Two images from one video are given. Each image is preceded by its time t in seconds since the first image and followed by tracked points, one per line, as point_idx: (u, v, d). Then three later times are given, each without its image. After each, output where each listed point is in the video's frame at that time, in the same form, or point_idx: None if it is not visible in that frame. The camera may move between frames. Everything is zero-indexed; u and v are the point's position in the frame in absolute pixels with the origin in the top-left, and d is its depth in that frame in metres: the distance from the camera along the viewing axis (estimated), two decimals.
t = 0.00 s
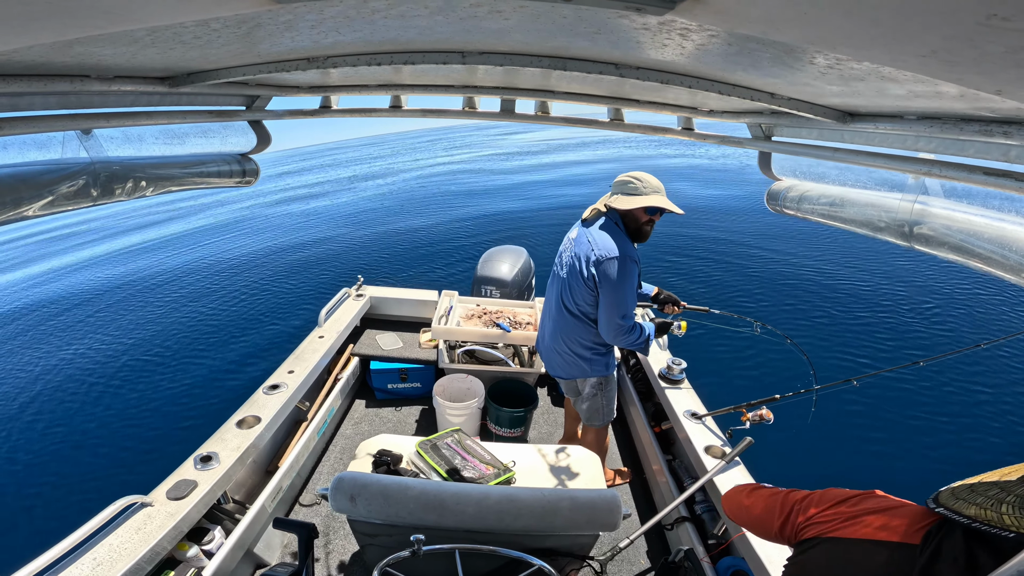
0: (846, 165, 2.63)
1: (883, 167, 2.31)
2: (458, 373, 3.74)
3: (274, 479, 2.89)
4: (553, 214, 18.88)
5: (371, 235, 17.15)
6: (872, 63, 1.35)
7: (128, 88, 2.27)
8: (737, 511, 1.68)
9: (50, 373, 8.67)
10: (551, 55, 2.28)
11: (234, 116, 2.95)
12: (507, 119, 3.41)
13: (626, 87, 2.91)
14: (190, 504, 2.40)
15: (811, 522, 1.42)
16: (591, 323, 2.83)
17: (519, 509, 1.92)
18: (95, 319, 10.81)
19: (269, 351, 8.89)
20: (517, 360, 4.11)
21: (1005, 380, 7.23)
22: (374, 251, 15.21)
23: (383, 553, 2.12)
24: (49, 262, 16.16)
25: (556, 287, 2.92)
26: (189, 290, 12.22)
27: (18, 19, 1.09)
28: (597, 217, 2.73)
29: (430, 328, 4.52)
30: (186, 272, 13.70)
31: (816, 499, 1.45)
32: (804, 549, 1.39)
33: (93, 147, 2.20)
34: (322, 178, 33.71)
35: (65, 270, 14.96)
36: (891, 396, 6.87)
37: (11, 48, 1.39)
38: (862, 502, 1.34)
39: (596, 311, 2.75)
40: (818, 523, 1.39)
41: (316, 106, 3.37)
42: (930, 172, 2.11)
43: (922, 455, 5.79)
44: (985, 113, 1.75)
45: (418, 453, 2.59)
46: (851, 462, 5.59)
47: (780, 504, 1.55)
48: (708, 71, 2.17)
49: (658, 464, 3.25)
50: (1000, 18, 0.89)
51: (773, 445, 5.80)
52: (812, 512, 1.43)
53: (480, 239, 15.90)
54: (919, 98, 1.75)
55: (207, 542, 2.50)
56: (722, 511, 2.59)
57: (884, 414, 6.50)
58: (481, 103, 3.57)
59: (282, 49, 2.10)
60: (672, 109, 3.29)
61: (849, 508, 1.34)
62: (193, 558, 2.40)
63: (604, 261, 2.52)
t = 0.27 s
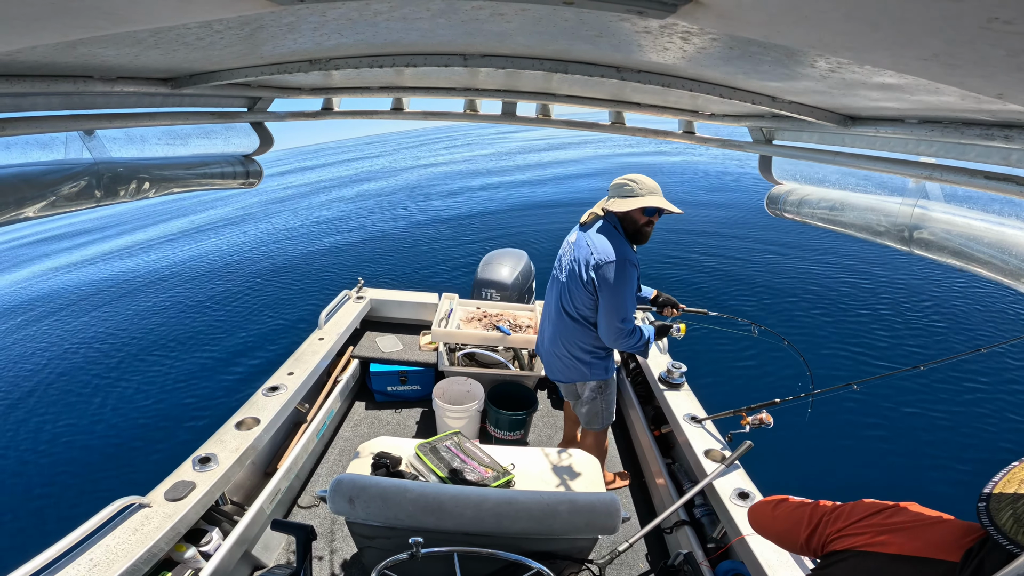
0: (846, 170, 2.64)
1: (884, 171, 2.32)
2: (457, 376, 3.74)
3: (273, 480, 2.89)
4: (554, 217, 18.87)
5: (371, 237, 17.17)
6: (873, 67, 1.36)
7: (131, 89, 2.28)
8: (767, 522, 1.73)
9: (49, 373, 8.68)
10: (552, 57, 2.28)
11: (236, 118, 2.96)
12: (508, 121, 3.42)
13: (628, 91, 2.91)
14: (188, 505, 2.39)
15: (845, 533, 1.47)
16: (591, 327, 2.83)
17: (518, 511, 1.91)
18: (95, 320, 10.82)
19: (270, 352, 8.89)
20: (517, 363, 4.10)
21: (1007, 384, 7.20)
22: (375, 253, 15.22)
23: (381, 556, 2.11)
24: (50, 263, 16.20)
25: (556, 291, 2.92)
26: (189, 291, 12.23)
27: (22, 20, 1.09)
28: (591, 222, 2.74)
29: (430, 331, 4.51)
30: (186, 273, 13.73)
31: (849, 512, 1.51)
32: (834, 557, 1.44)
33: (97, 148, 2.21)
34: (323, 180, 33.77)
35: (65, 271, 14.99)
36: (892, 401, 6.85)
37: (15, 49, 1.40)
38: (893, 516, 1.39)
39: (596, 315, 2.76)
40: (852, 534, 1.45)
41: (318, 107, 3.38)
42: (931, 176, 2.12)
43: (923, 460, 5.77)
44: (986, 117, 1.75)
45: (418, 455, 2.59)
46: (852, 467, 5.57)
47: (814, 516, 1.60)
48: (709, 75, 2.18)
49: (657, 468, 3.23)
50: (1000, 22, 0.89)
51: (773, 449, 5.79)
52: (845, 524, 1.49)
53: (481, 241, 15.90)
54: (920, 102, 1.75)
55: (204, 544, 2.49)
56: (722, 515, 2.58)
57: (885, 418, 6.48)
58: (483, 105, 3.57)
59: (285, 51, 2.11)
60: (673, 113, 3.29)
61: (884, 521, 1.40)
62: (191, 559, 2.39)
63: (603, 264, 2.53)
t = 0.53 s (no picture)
0: (847, 170, 2.63)
1: (885, 171, 2.31)
2: (458, 376, 3.73)
3: (274, 480, 2.89)
4: (555, 217, 18.86)
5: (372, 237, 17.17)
6: (875, 67, 1.36)
7: (132, 89, 2.29)
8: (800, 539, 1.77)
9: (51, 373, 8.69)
10: (553, 57, 2.28)
11: (237, 118, 2.97)
12: (509, 121, 3.42)
13: (628, 91, 2.91)
14: (189, 505, 2.40)
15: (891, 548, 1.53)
16: (594, 327, 2.83)
17: (519, 512, 1.91)
18: (96, 320, 10.83)
19: (271, 352, 8.89)
20: (518, 363, 4.10)
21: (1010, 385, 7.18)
22: (376, 253, 15.23)
23: (382, 556, 2.11)
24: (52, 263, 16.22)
25: (558, 291, 2.92)
26: (191, 291, 12.25)
27: (24, 20, 1.09)
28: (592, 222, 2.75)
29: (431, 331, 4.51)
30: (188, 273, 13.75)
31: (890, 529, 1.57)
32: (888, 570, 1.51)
33: (98, 149, 2.22)
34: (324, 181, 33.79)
35: (66, 271, 15.00)
36: (894, 401, 6.84)
37: (17, 49, 1.40)
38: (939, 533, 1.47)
39: (599, 315, 2.75)
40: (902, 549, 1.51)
41: (319, 108, 3.38)
42: (932, 176, 2.10)
43: (924, 461, 5.76)
44: (987, 117, 1.75)
45: (419, 455, 2.59)
46: (854, 467, 5.56)
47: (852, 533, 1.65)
48: (710, 75, 2.18)
49: (658, 468, 3.23)
50: (1003, 22, 0.89)
51: (774, 449, 5.78)
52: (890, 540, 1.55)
53: (482, 241, 15.90)
54: (923, 102, 1.74)
55: (205, 544, 2.49)
56: (722, 516, 2.57)
57: (887, 419, 6.47)
58: (483, 105, 3.57)
59: (285, 52, 2.11)
60: (674, 113, 3.29)
61: (933, 537, 1.47)
62: (192, 559, 2.40)
63: (606, 264, 2.53)
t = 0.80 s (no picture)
0: (848, 168, 2.63)
1: (887, 167, 2.30)
2: (460, 375, 3.74)
3: (276, 479, 2.90)
4: (556, 215, 18.85)
5: (373, 236, 17.18)
6: (876, 65, 1.35)
7: (132, 89, 2.29)
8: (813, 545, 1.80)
9: (54, 373, 8.72)
10: (554, 55, 2.28)
11: (237, 118, 2.97)
12: (510, 120, 3.42)
13: (629, 88, 2.90)
14: (192, 504, 2.40)
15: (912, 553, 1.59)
16: (598, 324, 2.83)
17: (520, 510, 1.91)
18: (98, 319, 10.85)
19: (273, 351, 8.91)
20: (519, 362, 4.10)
21: (1012, 382, 7.17)
22: (377, 252, 15.24)
23: (384, 554, 2.11)
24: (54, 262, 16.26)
25: (562, 289, 2.92)
26: (192, 290, 12.26)
27: (24, 20, 1.09)
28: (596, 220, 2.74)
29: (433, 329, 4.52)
30: (189, 272, 13.77)
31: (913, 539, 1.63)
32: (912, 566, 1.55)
33: (99, 148, 2.22)
34: (325, 179, 33.78)
35: (67, 270, 15.03)
36: (896, 399, 6.83)
37: (20, 50, 1.40)
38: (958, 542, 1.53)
39: (603, 312, 2.75)
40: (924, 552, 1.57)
41: (319, 106, 3.38)
42: (934, 173, 2.09)
43: (926, 458, 5.76)
44: (990, 114, 1.75)
45: (420, 454, 2.59)
46: (856, 465, 5.56)
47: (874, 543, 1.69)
48: (711, 73, 2.17)
49: (659, 466, 3.23)
50: (1003, 20, 0.89)
51: (776, 447, 5.78)
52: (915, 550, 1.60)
53: (483, 240, 15.89)
54: (924, 100, 1.74)
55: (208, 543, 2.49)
56: (724, 513, 2.58)
57: (889, 416, 6.46)
58: (484, 104, 3.57)
59: (286, 51, 2.11)
60: (675, 110, 3.28)
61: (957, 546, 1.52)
62: (195, 558, 2.40)
63: (611, 260, 2.53)
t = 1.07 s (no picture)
0: (848, 162, 2.61)
1: (887, 162, 2.29)
2: (461, 371, 3.74)
3: (279, 477, 2.91)
4: (557, 212, 18.83)
5: (374, 233, 17.18)
6: (877, 60, 1.34)
7: (131, 88, 2.29)
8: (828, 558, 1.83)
9: (57, 372, 8.74)
10: (553, 52, 2.28)
11: (236, 116, 2.97)
12: (509, 116, 3.41)
13: (628, 84, 2.90)
14: (196, 502, 2.41)
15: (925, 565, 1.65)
16: (604, 319, 2.83)
17: (523, 507, 1.92)
18: (100, 318, 10.87)
19: (275, 349, 8.93)
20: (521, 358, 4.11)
21: (1013, 377, 7.18)
22: (378, 249, 15.25)
23: (387, 551, 2.12)
24: (55, 262, 16.27)
25: (567, 284, 2.91)
26: (194, 288, 12.28)
27: (22, 20, 1.09)
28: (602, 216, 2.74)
29: (434, 326, 4.52)
30: (190, 270, 13.78)
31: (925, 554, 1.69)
32: None
33: (99, 147, 2.22)
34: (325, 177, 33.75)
35: (69, 270, 15.05)
36: (898, 394, 6.84)
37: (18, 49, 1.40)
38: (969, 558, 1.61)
39: (609, 307, 2.75)
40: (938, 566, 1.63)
41: (318, 104, 3.37)
42: (935, 168, 2.08)
43: (926, 453, 5.77)
44: (990, 110, 1.74)
45: (422, 450, 2.60)
46: (857, 459, 5.57)
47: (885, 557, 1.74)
48: (711, 68, 2.17)
49: (661, 462, 3.24)
50: (1004, 14, 0.88)
51: (777, 442, 5.79)
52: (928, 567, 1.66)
53: (484, 237, 15.88)
54: (925, 95, 1.73)
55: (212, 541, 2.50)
56: (726, 509, 2.59)
57: (889, 411, 6.47)
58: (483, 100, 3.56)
59: (284, 48, 2.10)
60: (675, 106, 3.28)
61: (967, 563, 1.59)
62: (199, 556, 2.41)
63: (618, 255, 2.53)
